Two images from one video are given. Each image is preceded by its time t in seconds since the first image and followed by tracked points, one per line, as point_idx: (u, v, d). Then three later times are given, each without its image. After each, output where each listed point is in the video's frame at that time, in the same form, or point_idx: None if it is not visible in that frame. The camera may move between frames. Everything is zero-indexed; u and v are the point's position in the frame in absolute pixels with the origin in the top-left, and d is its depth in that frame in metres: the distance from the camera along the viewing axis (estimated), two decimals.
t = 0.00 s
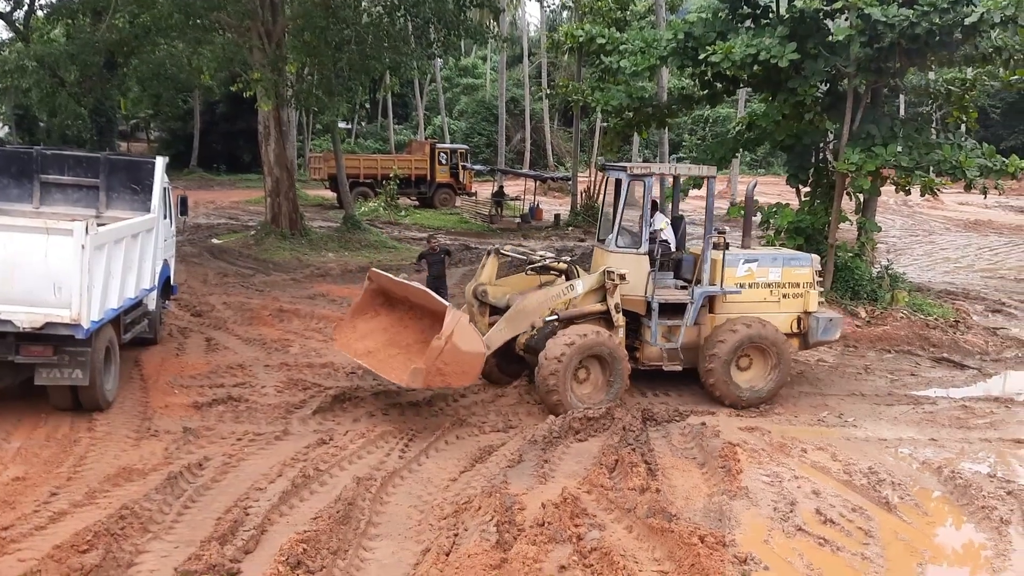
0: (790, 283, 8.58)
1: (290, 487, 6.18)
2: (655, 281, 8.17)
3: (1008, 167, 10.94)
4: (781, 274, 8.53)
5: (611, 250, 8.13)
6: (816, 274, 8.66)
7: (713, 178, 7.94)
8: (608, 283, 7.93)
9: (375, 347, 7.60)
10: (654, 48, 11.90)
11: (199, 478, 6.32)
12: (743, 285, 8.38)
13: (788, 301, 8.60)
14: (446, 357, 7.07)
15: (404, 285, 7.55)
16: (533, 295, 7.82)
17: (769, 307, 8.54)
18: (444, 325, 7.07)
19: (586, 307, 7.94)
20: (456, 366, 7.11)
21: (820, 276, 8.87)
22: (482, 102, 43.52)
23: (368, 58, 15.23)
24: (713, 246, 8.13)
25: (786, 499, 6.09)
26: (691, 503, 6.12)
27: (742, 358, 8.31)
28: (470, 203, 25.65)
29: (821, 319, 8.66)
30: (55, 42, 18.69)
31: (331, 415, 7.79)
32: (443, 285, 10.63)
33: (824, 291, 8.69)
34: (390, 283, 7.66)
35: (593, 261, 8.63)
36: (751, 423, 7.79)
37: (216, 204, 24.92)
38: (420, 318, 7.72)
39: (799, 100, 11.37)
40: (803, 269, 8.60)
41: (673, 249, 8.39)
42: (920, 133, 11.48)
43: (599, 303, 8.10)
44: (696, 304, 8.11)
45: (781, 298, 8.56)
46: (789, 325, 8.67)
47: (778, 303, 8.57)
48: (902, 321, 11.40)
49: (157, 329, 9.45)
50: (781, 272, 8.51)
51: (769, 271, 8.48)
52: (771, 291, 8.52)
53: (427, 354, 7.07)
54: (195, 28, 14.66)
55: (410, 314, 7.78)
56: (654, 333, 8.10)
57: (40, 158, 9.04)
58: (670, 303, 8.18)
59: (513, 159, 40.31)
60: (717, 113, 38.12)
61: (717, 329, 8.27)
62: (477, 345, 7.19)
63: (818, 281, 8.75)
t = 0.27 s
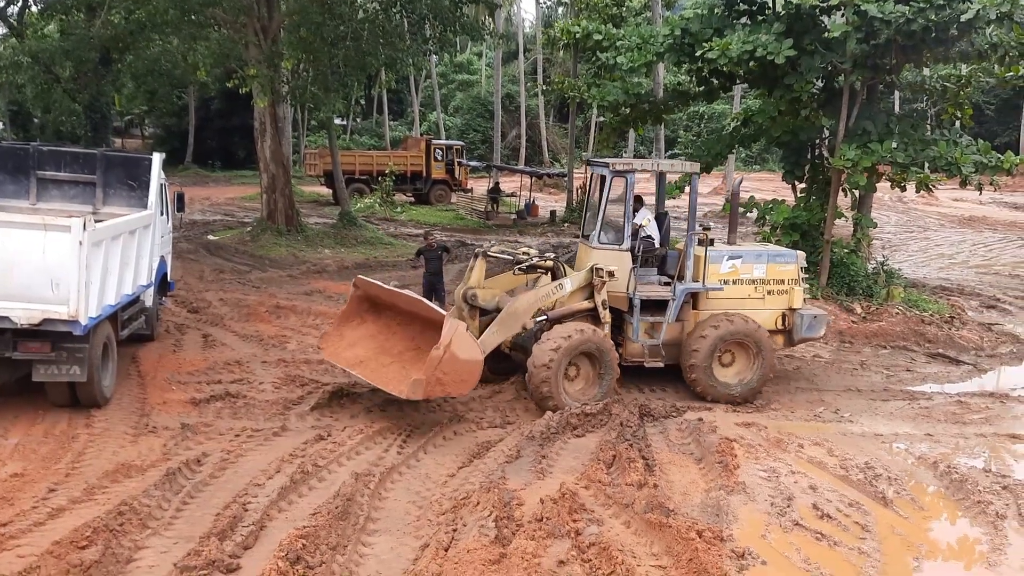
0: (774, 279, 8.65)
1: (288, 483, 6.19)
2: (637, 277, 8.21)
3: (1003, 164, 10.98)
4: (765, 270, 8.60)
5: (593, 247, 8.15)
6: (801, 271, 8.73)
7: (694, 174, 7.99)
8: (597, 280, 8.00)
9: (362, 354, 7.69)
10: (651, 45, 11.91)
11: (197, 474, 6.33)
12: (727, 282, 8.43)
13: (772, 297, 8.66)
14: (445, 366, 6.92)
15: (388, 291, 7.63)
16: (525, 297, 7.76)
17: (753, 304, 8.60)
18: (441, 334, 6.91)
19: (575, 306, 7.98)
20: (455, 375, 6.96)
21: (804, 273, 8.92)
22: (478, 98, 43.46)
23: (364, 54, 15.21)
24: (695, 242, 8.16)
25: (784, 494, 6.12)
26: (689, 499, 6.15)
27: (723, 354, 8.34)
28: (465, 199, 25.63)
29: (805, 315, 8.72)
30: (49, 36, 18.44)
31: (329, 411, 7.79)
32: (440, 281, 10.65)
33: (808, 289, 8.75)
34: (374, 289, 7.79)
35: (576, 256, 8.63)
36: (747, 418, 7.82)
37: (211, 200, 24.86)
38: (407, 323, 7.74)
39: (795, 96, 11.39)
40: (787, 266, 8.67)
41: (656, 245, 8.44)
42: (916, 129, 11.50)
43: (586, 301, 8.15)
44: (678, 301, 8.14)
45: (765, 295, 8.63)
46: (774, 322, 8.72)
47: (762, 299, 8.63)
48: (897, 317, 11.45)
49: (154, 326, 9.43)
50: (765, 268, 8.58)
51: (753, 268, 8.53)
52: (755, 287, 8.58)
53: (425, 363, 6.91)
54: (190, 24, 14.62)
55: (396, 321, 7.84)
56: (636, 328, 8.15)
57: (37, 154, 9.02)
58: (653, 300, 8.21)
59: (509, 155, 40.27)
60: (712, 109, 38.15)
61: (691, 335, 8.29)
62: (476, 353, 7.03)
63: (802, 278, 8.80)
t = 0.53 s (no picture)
0: (758, 276, 8.70)
1: (287, 478, 6.20)
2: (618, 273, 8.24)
3: (1000, 159, 11.01)
4: (749, 267, 8.65)
5: (575, 241, 8.16)
6: (785, 269, 8.76)
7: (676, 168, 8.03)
8: (584, 274, 8.03)
9: (349, 351, 7.63)
10: (648, 40, 11.91)
11: (195, 469, 6.33)
12: (709, 278, 8.49)
13: (756, 294, 8.72)
14: (441, 363, 6.89)
15: (374, 285, 7.57)
16: (514, 291, 7.70)
17: (736, 300, 8.65)
18: (438, 330, 6.88)
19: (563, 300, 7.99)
20: (451, 371, 6.94)
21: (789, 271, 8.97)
22: (474, 93, 43.38)
23: (361, 49, 15.18)
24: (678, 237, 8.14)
25: (781, 489, 6.15)
26: (687, 493, 6.17)
27: (704, 350, 8.37)
28: (462, 195, 25.60)
29: (788, 313, 8.76)
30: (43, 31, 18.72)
31: (326, 406, 7.79)
32: (437, 277, 10.67)
33: (792, 286, 8.77)
34: (360, 285, 7.75)
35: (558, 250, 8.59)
36: (745, 413, 7.84)
37: (208, 196, 24.80)
38: (393, 319, 7.68)
39: (793, 92, 11.38)
40: (772, 263, 8.72)
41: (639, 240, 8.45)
42: (913, 125, 11.52)
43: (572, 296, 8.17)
44: (659, 297, 8.13)
45: (748, 291, 8.68)
46: (757, 319, 8.77)
47: (745, 296, 8.68)
48: (894, 312, 11.48)
49: (151, 321, 9.42)
50: (748, 265, 8.63)
51: (737, 264, 8.59)
52: (739, 284, 8.64)
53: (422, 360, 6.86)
54: (186, 19, 14.56)
55: (382, 317, 7.78)
56: (617, 323, 8.17)
57: (33, 150, 9.00)
58: (634, 295, 8.21)
59: (505, 151, 40.22)
60: (709, 105, 38.16)
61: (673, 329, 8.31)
62: (472, 348, 7.03)
63: (786, 276, 8.85)
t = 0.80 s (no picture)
0: (741, 270, 8.66)
1: (289, 471, 6.22)
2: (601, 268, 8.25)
3: (1001, 153, 11.00)
4: (733, 262, 8.61)
5: (557, 235, 8.13)
6: (768, 263, 8.72)
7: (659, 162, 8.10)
8: (571, 268, 8.01)
9: (336, 350, 7.51)
10: (649, 33, 11.89)
11: (198, 462, 6.35)
12: (693, 272, 8.45)
13: (740, 288, 8.69)
14: (438, 361, 6.75)
15: (358, 282, 7.49)
16: (503, 287, 7.69)
17: (720, 294, 8.62)
18: (435, 328, 6.74)
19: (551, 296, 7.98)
20: (447, 370, 6.80)
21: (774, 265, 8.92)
22: (474, 87, 43.29)
23: (360, 43, 15.15)
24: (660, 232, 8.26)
25: (782, 482, 6.16)
26: (687, 487, 6.19)
27: (685, 345, 8.36)
28: (462, 189, 25.56)
29: (772, 307, 8.72)
30: (43, 25, 18.79)
31: (327, 400, 7.80)
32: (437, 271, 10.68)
33: (776, 280, 8.76)
34: (345, 283, 7.64)
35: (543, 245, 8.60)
36: (745, 407, 7.86)
37: (208, 190, 24.79)
38: (380, 316, 7.58)
39: (793, 85, 11.35)
40: (756, 257, 8.67)
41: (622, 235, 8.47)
42: (914, 119, 11.50)
43: (559, 291, 8.13)
44: (642, 292, 8.18)
45: (732, 286, 8.65)
46: (741, 313, 8.75)
47: (729, 290, 8.65)
48: (895, 306, 11.48)
49: (152, 315, 9.43)
50: (732, 259, 8.59)
51: (720, 258, 8.55)
52: (723, 278, 8.60)
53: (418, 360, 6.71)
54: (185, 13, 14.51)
55: (369, 315, 7.65)
56: (599, 320, 8.21)
57: (34, 144, 8.99)
58: (617, 290, 8.24)
59: (505, 145, 40.15)
60: (709, 99, 38.11)
61: (655, 325, 8.30)
62: (468, 345, 6.91)
63: (770, 270, 8.82)
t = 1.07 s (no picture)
0: (720, 265, 8.74)
1: (291, 466, 6.23)
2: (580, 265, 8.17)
3: (1003, 149, 10.99)
4: (711, 256, 8.68)
5: (535, 232, 8.02)
6: (745, 257, 8.82)
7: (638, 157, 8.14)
8: (553, 264, 7.90)
9: (320, 352, 7.29)
10: (651, 29, 11.86)
11: (199, 457, 6.35)
12: (672, 267, 8.48)
13: (719, 283, 8.76)
14: (431, 360, 6.57)
15: (340, 282, 7.28)
16: (487, 284, 7.46)
17: (698, 289, 8.68)
18: (428, 326, 6.57)
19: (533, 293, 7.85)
20: (440, 369, 6.64)
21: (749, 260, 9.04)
22: (475, 82, 43.24)
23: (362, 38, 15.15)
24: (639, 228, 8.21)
25: (783, 478, 6.17)
26: (689, 482, 6.20)
27: (666, 341, 8.36)
28: (463, 184, 25.54)
29: (750, 302, 8.83)
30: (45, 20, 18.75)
31: (328, 394, 7.81)
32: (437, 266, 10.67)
33: (753, 275, 8.86)
34: (324, 283, 7.43)
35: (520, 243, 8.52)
36: (746, 403, 7.86)
37: (209, 185, 24.79)
38: (362, 316, 7.39)
39: (796, 80, 11.31)
40: (733, 252, 8.76)
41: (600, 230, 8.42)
42: (916, 114, 11.48)
43: (540, 288, 8.02)
44: (622, 287, 8.16)
45: (711, 281, 8.72)
46: (720, 307, 8.83)
47: (707, 285, 8.72)
48: (896, 302, 11.47)
49: (154, 310, 9.43)
50: (710, 254, 8.66)
51: (699, 253, 8.61)
52: (701, 273, 8.67)
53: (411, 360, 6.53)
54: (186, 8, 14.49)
55: (351, 315, 7.45)
56: (580, 316, 8.12)
57: (36, 138, 8.99)
58: (597, 286, 8.18)
59: (506, 140, 40.11)
60: (711, 94, 38.06)
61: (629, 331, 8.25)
62: (459, 343, 6.75)
63: (747, 264, 8.92)
